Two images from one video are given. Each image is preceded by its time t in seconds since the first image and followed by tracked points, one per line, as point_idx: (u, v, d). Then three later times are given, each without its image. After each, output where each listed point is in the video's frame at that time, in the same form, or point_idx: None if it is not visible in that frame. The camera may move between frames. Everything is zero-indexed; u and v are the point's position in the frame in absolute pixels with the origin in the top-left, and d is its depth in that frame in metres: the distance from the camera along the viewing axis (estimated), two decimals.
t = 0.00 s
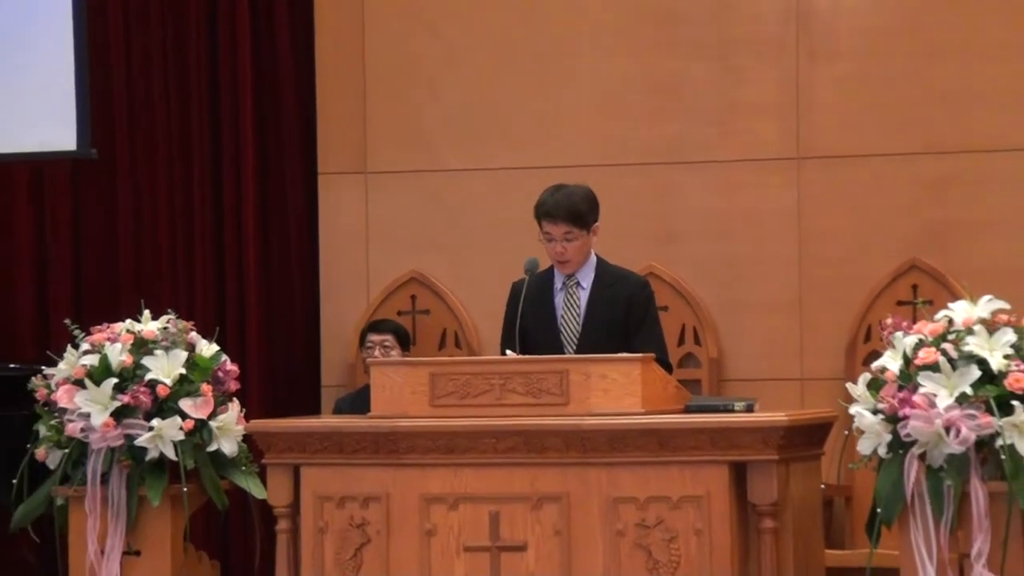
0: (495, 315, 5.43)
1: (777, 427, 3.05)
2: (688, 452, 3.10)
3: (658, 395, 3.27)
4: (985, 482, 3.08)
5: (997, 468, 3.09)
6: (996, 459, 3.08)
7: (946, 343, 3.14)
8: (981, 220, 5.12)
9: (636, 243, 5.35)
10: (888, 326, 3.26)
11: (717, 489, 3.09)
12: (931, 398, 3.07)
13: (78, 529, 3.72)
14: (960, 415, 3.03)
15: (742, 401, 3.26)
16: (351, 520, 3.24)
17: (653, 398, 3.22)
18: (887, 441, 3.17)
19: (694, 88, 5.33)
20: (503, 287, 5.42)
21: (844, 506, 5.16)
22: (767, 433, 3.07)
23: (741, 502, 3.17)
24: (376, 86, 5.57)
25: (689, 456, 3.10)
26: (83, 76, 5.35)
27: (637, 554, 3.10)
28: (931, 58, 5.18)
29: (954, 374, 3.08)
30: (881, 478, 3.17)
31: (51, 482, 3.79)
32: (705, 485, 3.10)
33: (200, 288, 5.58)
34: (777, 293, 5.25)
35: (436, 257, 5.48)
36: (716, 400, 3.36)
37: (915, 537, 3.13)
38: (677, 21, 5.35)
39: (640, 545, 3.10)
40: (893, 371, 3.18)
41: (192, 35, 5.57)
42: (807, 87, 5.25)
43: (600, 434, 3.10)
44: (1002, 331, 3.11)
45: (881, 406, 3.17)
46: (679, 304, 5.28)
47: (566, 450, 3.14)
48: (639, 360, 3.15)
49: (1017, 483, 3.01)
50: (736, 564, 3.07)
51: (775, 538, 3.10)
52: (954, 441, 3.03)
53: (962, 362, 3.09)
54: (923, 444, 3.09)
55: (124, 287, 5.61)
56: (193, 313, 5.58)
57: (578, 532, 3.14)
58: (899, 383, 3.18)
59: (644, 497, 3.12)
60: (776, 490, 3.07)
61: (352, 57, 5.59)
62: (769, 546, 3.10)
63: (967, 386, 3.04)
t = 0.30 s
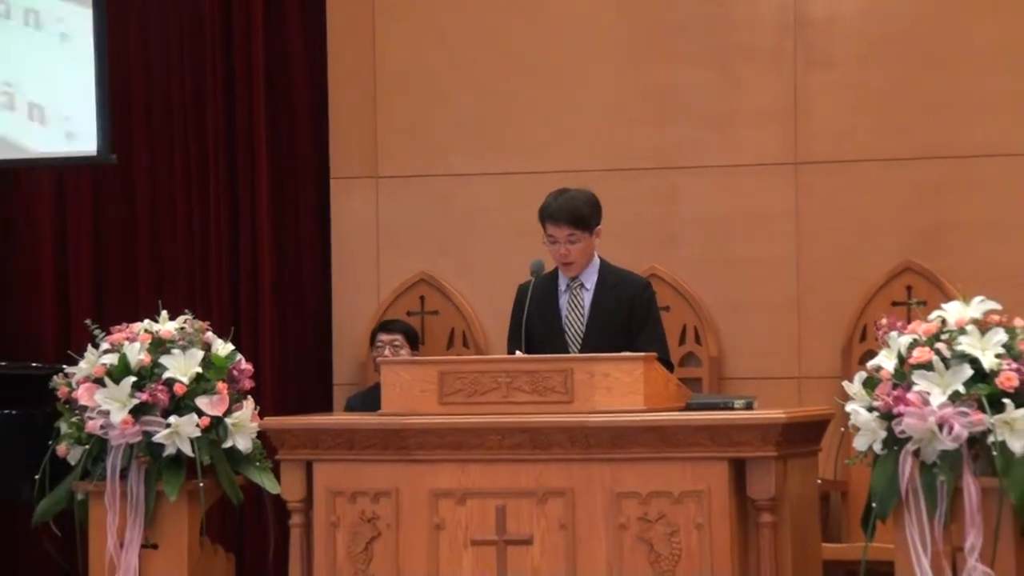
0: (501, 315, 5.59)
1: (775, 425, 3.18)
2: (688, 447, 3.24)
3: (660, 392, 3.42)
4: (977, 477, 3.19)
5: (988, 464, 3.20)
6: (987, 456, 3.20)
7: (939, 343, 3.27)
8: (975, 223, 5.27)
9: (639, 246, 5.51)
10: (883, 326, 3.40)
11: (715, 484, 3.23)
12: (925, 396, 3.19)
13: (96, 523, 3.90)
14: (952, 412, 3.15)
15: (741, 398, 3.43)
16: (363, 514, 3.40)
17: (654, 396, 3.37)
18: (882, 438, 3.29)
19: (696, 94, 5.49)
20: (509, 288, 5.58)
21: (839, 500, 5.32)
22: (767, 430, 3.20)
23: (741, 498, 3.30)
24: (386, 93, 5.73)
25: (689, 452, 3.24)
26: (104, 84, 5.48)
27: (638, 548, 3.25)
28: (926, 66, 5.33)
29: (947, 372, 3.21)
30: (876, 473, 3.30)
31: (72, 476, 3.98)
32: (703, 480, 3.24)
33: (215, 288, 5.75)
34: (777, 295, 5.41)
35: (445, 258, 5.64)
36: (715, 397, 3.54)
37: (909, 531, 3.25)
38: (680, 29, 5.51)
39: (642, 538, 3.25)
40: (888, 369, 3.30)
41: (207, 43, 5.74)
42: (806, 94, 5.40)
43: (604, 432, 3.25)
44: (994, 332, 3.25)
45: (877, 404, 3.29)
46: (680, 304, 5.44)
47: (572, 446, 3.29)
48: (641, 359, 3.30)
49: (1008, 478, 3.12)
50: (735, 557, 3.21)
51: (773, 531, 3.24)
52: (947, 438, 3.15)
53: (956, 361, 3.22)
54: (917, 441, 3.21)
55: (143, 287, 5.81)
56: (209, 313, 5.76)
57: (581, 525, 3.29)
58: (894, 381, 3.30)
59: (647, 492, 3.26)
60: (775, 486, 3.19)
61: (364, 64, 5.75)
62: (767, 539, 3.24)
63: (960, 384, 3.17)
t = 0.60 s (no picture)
0: (504, 315, 5.78)
1: (768, 421, 3.30)
2: (686, 443, 3.35)
3: (657, 389, 3.54)
4: (964, 472, 3.40)
5: (974, 459, 3.41)
6: (973, 451, 3.41)
7: (927, 343, 3.46)
8: (965, 225, 5.42)
9: (638, 248, 5.68)
10: (873, 326, 3.59)
11: (711, 478, 3.34)
12: (914, 393, 3.38)
13: (113, 516, 4.07)
14: (940, 409, 3.34)
15: (736, 395, 3.55)
16: (369, 507, 3.52)
17: (652, 393, 3.49)
18: (872, 434, 3.47)
19: (694, 101, 5.65)
20: (512, 288, 5.76)
21: (831, 494, 5.50)
22: (759, 427, 3.31)
23: (736, 493, 3.41)
24: (392, 100, 5.91)
25: (686, 447, 3.35)
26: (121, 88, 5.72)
27: (636, 540, 3.36)
28: (918, 72, 5.48)
29: (935, 370, 3.39)
30: (866, 468, 3.50)
31: (88, 471, 4.13)
32: (699, 474, 3.35)
33: (227, 288, 5.94)
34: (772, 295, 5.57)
35: (449, 260, 5.83)
36: (713, 394, 3.65)
37: (898, 524, 3.45)
38: (678, 38, 5.68)
39: (640, 531, 3.36)
40: (877, 368, 3.50)
41: (220, 51, 5.93)
42: (800, 100, 5.57)
43: (603, 428, 3.37)
44: (979, 331, 3.43)
45: (866, 400, 3.47)
46: (677, 304, 5.61)
47: (573, 442, 3.41)
48: (639, 357, 3.42)
49: (992, 473, 3.33)
50: (731, 550, 3.31)
51: (767, 523, 3.36)
52: (934, 433, 3.34)
53: (943, 359, 3.42)
54: (906, 437, 3.40)
55: (157, 287, 6.00)
56: (221, 312, 5.95)
57: (581, 519, 3.40)
58: (883, 379, 3.49)
59: (645, 486, 3.37)
60: (770, 479, 3.32)
61: (371, 72, 5.93)
62: (761, 531, 3.36)
63: (947, 382, 3.36)
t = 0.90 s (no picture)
0: (506, 315, 5.96)
1: (760, 417, 3.47)
2: (680, 439, 3.53)
3: (653, 386, 3.71)
4: (950, 467, 3.55)
5: (960, 455, 3.55)
6: (959, 447, 3.55)
7: (914, 341, 3.62)
8: (950, 229, 5.60)
9: (634, 251, 5.87)
10: (861, 325, 3.75)
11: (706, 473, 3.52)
12: (901, 391, 3.53)
13: (128, 509, 4.25)
14: (928, 406, 3.49)
15: (729, 393, 3.72)
16: (374, 502, 3.69)
17: (649, 390, 3.65)
18: (861, 430, 3.63)
19: (690, 107, 5.83)
20: (513, 290, 5.95)
21: (821, 489, 5.66)
22: (751, 423, 3.49)
23: (730, 487, 3.60)
24: (397, 107, 6.09)
25: (680, 443, 3.53)
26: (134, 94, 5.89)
27: (633, 533, 3.53)
28: (907, 80, 5.66)
29: (921, 368, 3.55)
30: (855, 463, 3.66)
31: (103, 465, 4.32)
32: (694, 469, 3.53)
33: (237, 289, 6.14)
34: (766, 296, 5.75)
35: (451, 261, 6.01)
36: (707, 391, 3.80)
37: (885, 516, 3.62)
38: (675, 46, 5.86)
39: (636, 524, 3.53)
40: (866, 366, 3.65)
41: (230, 60, 6.13)
42: (794, 107, 5.74)
43: (600, 424, 3.54)
44: (965, 330, 3.59)
45: (856, 398, 3.64)
46: (674, 305, 5.79)
47: (572, 438, 3.58)
48: (637, 356, 3.59)
49: (977, 468, 3.47)
50: (723, 542, 3.49)
51: (760, 516, 3.53)
52: (922, 429, 3.49)
53: (929, 357, 3.57)
54: (894, 433, 3.56)
55: (169, 288, 6.19)
56: (231, 312, 6.14)
57: (580, 512, 3.58)
58: (872, 377, 3.64)
59: (641, 480, 3.55)
60: (761, 473, 3.50)
61: (377, 79, 6.10)
62: (754, 523, 3.53)
63: (933, 379, 3.52)
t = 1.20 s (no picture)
0: (506, 314, 6.14)
1: (753, 413, 3.60)
2: (675, 434, 3.65)
3: (650, 383, 3.86)
4: (936, 462, 3.68)
5: (946, 449, 3.67)
6: (944, 442, 3.67)
7: (902, 339, 3.75)
8: (936, 231, 5.78)
9: (632, 251, 6.05)
10: (851, 324, 3.88)
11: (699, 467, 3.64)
12: (889, 387, 3.67)
13: (140, 503, 4.34)
14: (914, 403, 3.62)
15: (722, 389, 3.88)
16: (379, 495, 3.79)
17: (644, 386, 3.81)
18: (850, 425, 3.77)
19: (686, 113, 6.02)
20: (513, 289, 6.13)
21: (812, 482, 5.87)
22: (745, 418, 3.61)
23: (724, 479, 3.73)
24: (401, 112, 6.27)
25: (676, 438, 3.65)
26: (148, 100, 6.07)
27: (629, 525, 3.66)
28: (896, 86, 5.84)
29: (908, 366, 3.68)
30: (845, 457, 3.79)
31: (117, 460, 4.43)
32: (688, 463, 3.65)
33: (246, 290, 6.34)
34: (758, 295, 5.93)
35: (454, 262, 6.20)
36: (700, 389, 3.98)
37: (872, 508, 3.74)
38: (670, 53, 6.04)
39: (632, 516, 3.66)
40: (855, 363, 3.78)
41: (239, 68, 6.33)
42: (787, 112, 5.92)
43: (598, 420, 3.66)
44: (950, 328, 3.73)
45: (845, 394, 3.77)
46: (667, 302, 5.98)
47: (572, 433, 3.70)
48: (633, 354, 3.74)
49: (963, 461, 3.59)
50: (717, 533, 3.61)
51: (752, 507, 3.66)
52: (909, 425, 3.63)
53: (916, 355, 3.70)
54: (882, 428, 3.69)
55: (180, 288, 6.39)
56: (240, 311, 6.34)
57: (578, 506, 3.69)
58: (860, 374, 3.78)
59: (637, 474, 3.67)
60: (753, 468, 3.62)
61: (381, 85, 6.29)
62: (746, 515, 3.66)
63: (920, 376, 3.65)
